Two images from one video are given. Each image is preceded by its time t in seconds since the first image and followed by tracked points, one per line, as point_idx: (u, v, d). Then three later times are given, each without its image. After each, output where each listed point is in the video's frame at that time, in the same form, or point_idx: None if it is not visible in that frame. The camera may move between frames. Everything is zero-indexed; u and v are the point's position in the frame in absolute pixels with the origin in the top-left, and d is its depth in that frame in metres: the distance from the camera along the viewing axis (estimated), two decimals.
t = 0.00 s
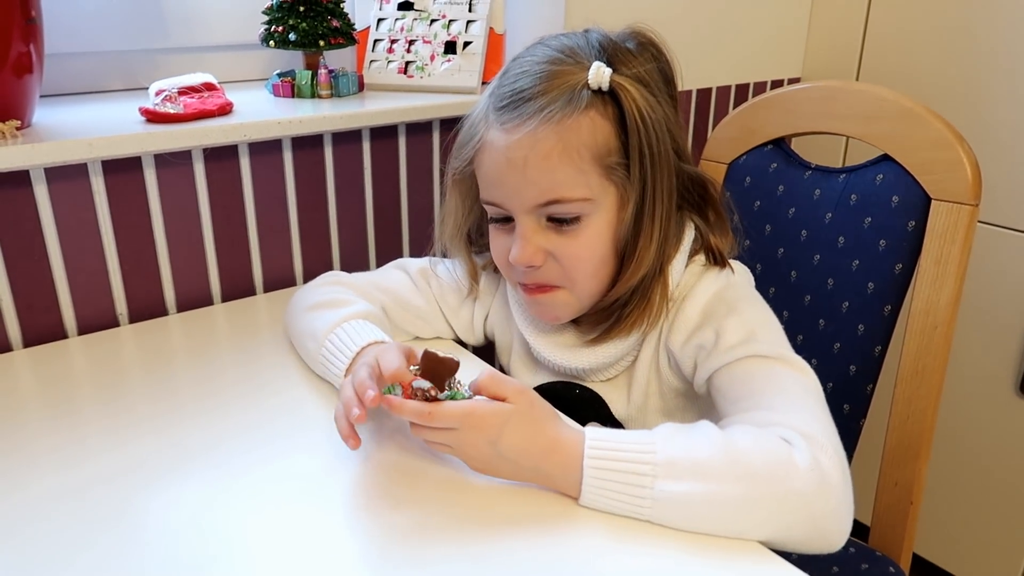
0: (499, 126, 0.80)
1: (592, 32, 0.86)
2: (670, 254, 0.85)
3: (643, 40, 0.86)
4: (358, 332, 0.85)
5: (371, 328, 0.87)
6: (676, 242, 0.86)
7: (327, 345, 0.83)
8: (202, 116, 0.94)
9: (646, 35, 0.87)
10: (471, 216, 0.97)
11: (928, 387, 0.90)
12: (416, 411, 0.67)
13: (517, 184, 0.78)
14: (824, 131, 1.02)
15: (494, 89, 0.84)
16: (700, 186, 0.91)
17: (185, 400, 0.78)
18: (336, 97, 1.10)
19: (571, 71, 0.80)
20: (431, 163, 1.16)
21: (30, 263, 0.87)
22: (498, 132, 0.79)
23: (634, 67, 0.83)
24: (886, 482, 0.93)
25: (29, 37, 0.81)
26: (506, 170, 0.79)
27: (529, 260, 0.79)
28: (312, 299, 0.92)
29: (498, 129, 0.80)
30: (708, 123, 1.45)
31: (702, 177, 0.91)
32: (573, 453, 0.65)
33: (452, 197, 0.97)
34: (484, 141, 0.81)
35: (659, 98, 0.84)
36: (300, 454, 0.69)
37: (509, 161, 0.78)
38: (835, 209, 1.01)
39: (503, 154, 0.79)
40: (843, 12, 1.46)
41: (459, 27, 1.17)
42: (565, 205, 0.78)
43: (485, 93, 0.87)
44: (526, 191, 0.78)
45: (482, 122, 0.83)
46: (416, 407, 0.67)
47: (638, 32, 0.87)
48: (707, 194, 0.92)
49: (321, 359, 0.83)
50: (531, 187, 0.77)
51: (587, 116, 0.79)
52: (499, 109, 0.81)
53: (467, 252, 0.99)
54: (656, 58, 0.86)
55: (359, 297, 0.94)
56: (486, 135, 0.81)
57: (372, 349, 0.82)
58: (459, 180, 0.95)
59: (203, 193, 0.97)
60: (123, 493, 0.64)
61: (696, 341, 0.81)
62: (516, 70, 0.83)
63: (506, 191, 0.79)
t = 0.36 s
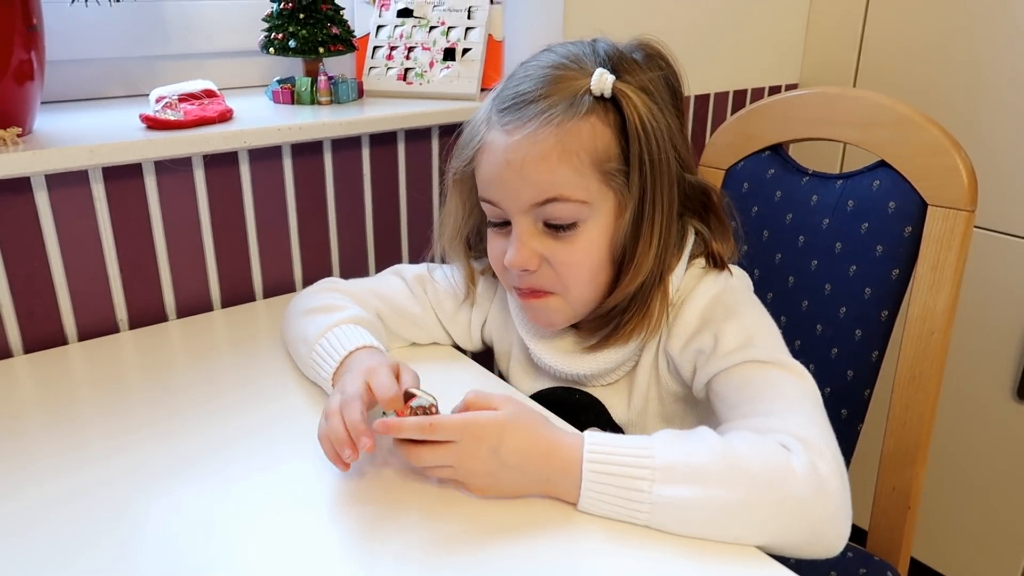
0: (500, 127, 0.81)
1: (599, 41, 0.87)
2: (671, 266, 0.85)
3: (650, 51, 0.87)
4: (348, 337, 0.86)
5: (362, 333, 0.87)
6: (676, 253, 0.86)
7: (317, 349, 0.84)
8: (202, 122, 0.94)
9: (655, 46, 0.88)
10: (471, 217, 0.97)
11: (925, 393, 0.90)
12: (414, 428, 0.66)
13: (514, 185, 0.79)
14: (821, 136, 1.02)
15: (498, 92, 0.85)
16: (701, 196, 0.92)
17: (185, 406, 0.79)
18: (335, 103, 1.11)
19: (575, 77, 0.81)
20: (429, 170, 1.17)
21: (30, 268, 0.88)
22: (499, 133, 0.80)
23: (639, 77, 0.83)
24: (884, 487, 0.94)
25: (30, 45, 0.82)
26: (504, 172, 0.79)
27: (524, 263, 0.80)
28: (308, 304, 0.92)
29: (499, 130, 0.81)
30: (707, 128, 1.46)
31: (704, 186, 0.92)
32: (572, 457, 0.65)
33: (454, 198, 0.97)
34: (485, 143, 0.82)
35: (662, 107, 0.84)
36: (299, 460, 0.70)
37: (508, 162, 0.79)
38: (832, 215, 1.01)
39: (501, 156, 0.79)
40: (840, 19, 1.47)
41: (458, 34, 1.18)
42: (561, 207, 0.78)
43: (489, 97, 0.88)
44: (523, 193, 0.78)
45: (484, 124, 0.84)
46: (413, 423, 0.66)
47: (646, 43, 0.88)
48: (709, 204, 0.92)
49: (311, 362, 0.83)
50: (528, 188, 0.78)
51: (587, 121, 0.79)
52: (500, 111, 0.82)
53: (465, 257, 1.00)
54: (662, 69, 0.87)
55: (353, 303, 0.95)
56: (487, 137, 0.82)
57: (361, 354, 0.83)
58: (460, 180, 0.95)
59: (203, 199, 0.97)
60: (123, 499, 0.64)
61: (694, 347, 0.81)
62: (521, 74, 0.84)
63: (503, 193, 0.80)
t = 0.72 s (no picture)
0: (494, 141, 0.81)
1: (590, 50, 0.87)
2: (667, 273, 0.85)
3: (641, 59, 0.87)
4: (345, 342, 0.86)
5: (359, 338, 0.88)
6: (673, 261, 0.86)
7: (314, 354, 0.84)
8: (202, 126, 0.94)
9: (645, 54, 0.88)
10: (467, 226, 0.97)
11: (925, 397, 0.90)
12: (406, 449, 0.65)
13: (510, 198, 0.79)
14: (820, 140, 1.03)
15: (491, 104, 0.85)
16: (696, 203, 0.92)
17: (184, 409, 0.79)
18: (335, 108, 1.11)
19: (568, 89, 0.81)
20: (429, 173, 1.17)
21: (31, 272, 0.88)
22: (493, 147, 0.80)
23: (631, 86, 0.84)
24: (884, 492, 0.94)
25: (32, 49, 0.82)
26: (499, 185, 0.79)
27: (522, 276, 0.80)
28: (307, 309, 0.92)
29: (493, 144, 0.81)
30: (706, 132, 1.46)
31: (700, 193, 0.92)
32: (571, 463, 0.65)
33: (449, 208, 0.97)
34: (479, 156, 0.82)
35: (655, 116, 0.84)
36: (298, 464, 0.70)
37: (503, 176, 0.79)
38: (832, 219, 1.01)
39: (497, 169, 0.80)
40: (839, 23, 1.48)
41: (457, 38, 1.19)
42: (557, 220, 0.78)
43: (482, 109, 0.88)
44: (519, 206, 0.78)
45: (478, 137, 0.84)
46: (404, 444, 0.65)
47: (636, 51, 0.88)
48: (705, 211, 0.92)
49: (308, 366, 0.83)
50: (524, 202, 0.78)
51: (581, 133, 0.79)
52: (495, 124, 0.82)
53: (463, 264, 1.00)
54: (654, 76, 0.87)
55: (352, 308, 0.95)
56: (482, 150, 0.82)
57: (357, 361, 0.83)
58: (455, 194, 0.95)
59: (203, 203, 0.97)
60: (122, 502, 0.64)
61: (693, 353, 0.81)
62: (514, 86, 0.84)
63: (499, 206, 0.80)
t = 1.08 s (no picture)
0: (492, 142, 0.81)
1: (587, 52, 0.87)
2: (664, 274, 0.85)
3: (638, 61, 0.87)
4: (339, 343, 0.85)
5: (352, 338, 0.87)
6: (670, 263, 0.86)
7: (308, 354, 0.84)
8: (201, 127, 0.94)
9: (641, 56, 0.88)
10: (462, 229, 0.97)
11: (924, 398, 0.90)
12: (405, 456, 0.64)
13: (508, 199, 0.79)
14: (819, 140, 1.03)
15: (489, 106, 0.85)
16: (694, 205, 0.92)
17: (183, 410, 0.79)
18: (334, 108, 1.11)
19: (566, 90, 0.81)
20: (428, 174, 1.17)
21: (30, 272, 0.88)
22: (491, 148, 0.80)
23: (628, 88, 0.84)
24: (883, 492, 0.94)
25: (30, 50, 0.82)
26: (497, 186, 0.79)
27: (521, 278, 0.79)
28: (303, 309, 0.93)
29: (491, 145, 0.81)
30: (705, 133, 1.46)
31: (697, 196, 0.92)
32: (570, 464, 0.65)
33: (444, 210, 0.98)
34: (477, 157, 0.82)
35: (653, 117, 0.85)
36: (297, 465, 0.70)
37: (501, 177, 0.79)
38: (831, 219, 1.01)
39: (495, 170, 0.79)
40: (838, 23, 1.48)
41: (456, 39, 1.19)
42: (556, 221, 0.78)
43: (479, 111, 0.88)
44: (517, 207, 0.78)
45: (476, 139, 0.84)
46: (404, 451, 0.64)
47: (633, 53, 0.88)
48: (702, 213, 0.92)
49: (302, 366, 0.83)
50: (522, 203, 0.78)
51: (580, 134, 0.79)
52: (492, 126, 0.82)
53: (460, 266, 1.00)
54: (651, 79, 0.87)
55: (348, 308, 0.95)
56: (479, 151, 0.82)
57: (351, 362, 0.83)
58: (450, 195, 0.96)
59: (202, 203, 0.97)
60: (121, 503, 0.64)
61: (691, 355, 0.81)
62: (511, 87, 0.84)
63: (497, 208, 0.80)
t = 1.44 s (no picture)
0: (483, 142, 0.81)
1: (578, 53, 0.87)
2: (656, 275, 0.85)
3: (629, 62, 0.87)
4: (340, 353, 0.85)
5: (354, 348, 0.87)
6: (662, 263, 0.87)
7: (307, 364, 0.83)
8: (200, 128, 0.95)
9: (632, 58, 0.88)
10: (455, 231, 0.98)
11: (921, 398, 0.90)
12: (401, 455, 0.65)
13: (499, 198, 0.79)
14: (816, 141, 1.03)
15: (480, 106, 0.85)
16: (686, 206, 0.92)
17: (182, 410, 0.79)
18: (333, 109, 1.11)
19: (557, 90, 0.82)
20: (427, 174, 1.17)
21: (29, 273, 0.88)
22: (482, 148, 0.81)
23: (619, 89, 0.84)
24: (881, 492, 0.94)
25: (28, 50, 0.82)
26: (488, 185, 0.79)
27: (512, 277, 0.80)
28: (300, 314, 0.92)
29: (482, 145, 0.81)
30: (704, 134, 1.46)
31: (689, 198, 0.92)
32: (566, 464, 0.65)
33: (437, 211, 0.97)
34: (469, 157, 0.82)
35: (643, 118, 0.85)
36: (295, 465, 0.70)
37: (493, 176, 0.79)
38: (829, 220, 1.02)
39: (486, 169, 0.80)
40: (835, 25, 1.48)
41: (455, 39, 1.19)
42: (547, 220, 0.78)
43: (471, 111, 0.88)
44: (508, 206, 0.79)
45: (467, 139, 0.84)
46: (399, 449, 0.65)
47: (624, 55, 0.88)
48: (694, 214, 0.92)
49: (302, 375, 0.83)
50: (513, 202, 0.78)
51: (570, 134, 0.80)
52: (484, 125, 0.82)
53: (454, 267, 1.00)
54: (641, 80, 0.87)
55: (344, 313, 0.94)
56: (471, 151, 0.82)
57: (354, 372, 0.82)
58: (443, 196, 0.95)
59: (201, 204, 0.97)
60: (119, 503, 0.64)
61: (686, 355, 0.81)
62: (502, 88, 0.85)
63: (488, 207, 0.80)
